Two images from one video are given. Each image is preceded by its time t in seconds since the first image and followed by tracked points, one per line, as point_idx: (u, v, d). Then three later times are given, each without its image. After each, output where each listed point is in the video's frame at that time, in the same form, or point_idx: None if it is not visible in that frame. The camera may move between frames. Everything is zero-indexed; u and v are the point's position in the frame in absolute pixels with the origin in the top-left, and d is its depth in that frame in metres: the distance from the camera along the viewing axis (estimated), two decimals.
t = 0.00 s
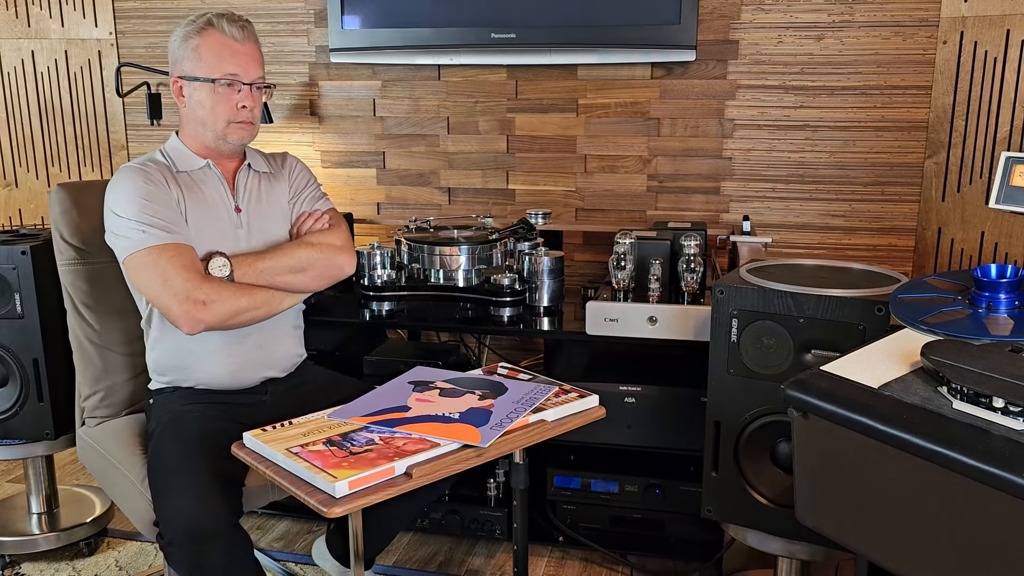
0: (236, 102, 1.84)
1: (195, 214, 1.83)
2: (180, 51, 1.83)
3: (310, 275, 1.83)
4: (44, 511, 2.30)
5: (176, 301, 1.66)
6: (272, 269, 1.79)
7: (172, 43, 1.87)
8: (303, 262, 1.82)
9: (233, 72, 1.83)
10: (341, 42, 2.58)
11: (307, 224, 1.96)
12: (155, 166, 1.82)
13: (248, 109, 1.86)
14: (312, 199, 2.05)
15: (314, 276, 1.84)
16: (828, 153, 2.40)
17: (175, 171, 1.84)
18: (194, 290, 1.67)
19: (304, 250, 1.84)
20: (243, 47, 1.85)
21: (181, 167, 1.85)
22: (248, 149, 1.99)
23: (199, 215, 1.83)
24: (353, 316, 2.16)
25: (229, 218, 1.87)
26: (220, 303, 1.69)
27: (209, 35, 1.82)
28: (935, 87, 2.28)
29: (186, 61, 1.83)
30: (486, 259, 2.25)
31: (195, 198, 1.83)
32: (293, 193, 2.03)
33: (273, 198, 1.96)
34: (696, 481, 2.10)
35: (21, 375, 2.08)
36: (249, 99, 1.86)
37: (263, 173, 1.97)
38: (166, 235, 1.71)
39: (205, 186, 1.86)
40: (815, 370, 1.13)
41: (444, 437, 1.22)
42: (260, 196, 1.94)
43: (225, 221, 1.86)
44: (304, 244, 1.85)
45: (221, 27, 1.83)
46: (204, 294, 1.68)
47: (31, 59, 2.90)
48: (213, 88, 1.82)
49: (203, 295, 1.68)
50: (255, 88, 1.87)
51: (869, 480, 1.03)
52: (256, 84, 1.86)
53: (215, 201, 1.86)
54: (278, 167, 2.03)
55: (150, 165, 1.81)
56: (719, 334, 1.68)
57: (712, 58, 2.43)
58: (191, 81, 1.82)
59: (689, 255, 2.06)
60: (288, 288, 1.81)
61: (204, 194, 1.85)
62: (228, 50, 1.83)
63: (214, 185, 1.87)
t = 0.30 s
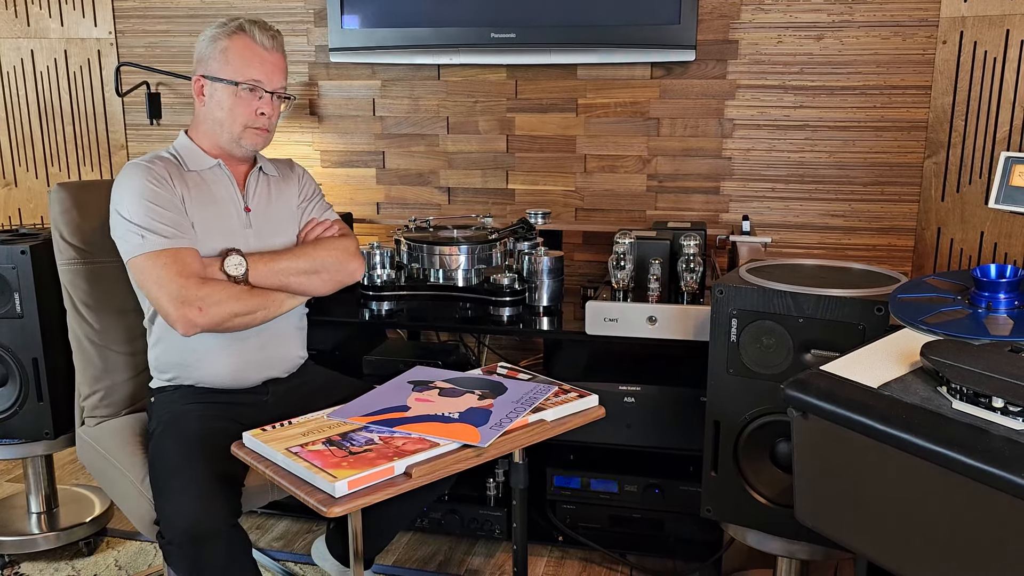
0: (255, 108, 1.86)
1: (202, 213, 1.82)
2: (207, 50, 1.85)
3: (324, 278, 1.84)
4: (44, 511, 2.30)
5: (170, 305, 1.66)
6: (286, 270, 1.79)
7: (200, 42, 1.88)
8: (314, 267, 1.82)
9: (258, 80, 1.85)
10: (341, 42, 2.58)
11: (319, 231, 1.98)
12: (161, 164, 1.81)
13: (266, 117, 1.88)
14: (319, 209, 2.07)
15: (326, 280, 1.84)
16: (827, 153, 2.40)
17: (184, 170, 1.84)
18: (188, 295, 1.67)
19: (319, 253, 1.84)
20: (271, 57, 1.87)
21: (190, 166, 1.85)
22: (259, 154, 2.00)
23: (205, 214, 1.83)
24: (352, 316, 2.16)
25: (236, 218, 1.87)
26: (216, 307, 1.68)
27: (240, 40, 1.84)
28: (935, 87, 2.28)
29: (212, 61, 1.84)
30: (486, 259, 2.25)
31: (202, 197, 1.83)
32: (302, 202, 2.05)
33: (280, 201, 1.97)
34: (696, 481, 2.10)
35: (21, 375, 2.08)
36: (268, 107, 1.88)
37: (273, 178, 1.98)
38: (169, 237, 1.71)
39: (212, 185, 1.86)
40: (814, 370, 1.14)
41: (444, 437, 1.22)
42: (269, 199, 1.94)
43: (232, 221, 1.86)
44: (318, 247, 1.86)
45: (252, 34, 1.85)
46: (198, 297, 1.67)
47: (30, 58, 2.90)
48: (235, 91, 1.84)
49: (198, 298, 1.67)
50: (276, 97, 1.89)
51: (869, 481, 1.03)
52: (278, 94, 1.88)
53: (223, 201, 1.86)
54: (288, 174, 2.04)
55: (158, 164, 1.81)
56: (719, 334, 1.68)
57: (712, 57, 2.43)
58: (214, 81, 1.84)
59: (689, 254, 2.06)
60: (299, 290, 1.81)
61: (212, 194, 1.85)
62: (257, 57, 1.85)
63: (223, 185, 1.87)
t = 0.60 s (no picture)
0: (261, 105, 1.87)
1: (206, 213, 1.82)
2: (217, 49, 1.87)
3: (329, 279, 1.86)
4: (43, 510, 2.30)
5: (175, 304, 1.66)
6: (291, 271, 1.81)
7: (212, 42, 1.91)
8: (319, 269, 1.85)
9: (265, 77, 1.87)
10: (341, 42, 2.58)
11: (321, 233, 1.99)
12: (164, 164, 1.81)
13: (271, 115, 1.89)
14: (322, 213, 2.08)
15: (330, 281, 1.86)
16: (827, 153, 2.40)
17: (189, 169, 1.84)
18: (193, 293, 1.67)
19: (324, 256, 1.87)
20: (281, 59, 1.90)
21: (195, 165, 1.85)
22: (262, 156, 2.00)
23: (210, 214, 1.83)
24: (352, 316, 2.16)
25: (240, 218, 1.87)
26: (220, 307, 1.68)
27: (250, 39, 1.87)
28: (935, 87, 2.28)
29: (221, 58, 1.86)
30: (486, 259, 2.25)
31: (207, 197, 1.83)
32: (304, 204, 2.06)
33: (284, 202, 1.97)
34: (696, 481, 2.10)
35: (20, 375, 2.08)
36: (274, 105, 1.89)
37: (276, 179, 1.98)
38: (174, 237, 1.71)
39: (217, 185, 1.85)
40: (814, 370, 1.14)
41: (443, 436, 1.22)
42: (272, 200, 1.94)
43: (236, 220, 1.86)
44: (323, 249, 1.88)
45: (264, 36, 1.88)
46: (203, 296, 1.67)
47: (30, 58, 2.90)
48: (242, 86, 1.85)
49: (202, 297, 1.67)
50: (282, 97, 1.90)
51: (869, 481, 1.03)
52: (285, 94, 1.90)
53: (228, 201, 1.86)
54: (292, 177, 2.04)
55: (162, 163, 1.81)
56: (719, 334, 1.68)
57: (712, 57, 2.43)
58: (222, 76, 1.85)
59: (689, 254, 2.06)
60: (304, 290, 1.83)
61: (216, 193, 1.85)
62: (266, 56, 1.87)
63: (227, 185, 1.87)
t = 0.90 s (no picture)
0: (259, 103, 1.87)
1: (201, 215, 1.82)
2: (214, 49, 1.88)
3: (321, 283, 1.86)
4: (43, 510, 2.30)
5: (164, 305, 1.66)
6: (282, 274, 1.81)
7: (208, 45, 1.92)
8: (311, 273, 1.85)
9: (262, 74, 1.87)
10: (341, 42, 2.58)
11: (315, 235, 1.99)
12: (160, 167, 1.81)
13: (268, 112, 1.89)
14: (319, 216, 2.08)
15: (322, 284, 1.87)
16: (827, 153, 2.40)
17: (184, 172, 1.84)
18: (181, 295, 1.67)
19: (316, 259, 1.87)
20: (277, 58, 1.90)
21: (190, 168, 1.84)
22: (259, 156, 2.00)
23: (205, 216, 1.82)
24: (352, 316, 2.16)
25: (235, 220, 1.87)
26: (209, 309, 1.68)
27: (246, 38, 1.88)
28: (935, 87, 2.28)
29: (218, 58, 1.87)
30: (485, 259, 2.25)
31: (201, 199, 1.83)
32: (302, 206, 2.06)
33: (280, 203, 1.97)
34: (696, 480, 2.10)
35: (20, 375, 2.08)
36: (271, 102, 1.89)
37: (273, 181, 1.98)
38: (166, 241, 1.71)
39: (212, 188, 1.85)
40: (814, 370, 1.14)
41: (443, 436, 1.22)
42: (268, 202, 1.94)
43: (232, 223, 1.86)
44: (315, 253, 1.88)
45: (260, 36, 1.89)
46: (192, 298, 1.67)
47: (30, 57, 2.90)
48: (239, 84, 1.85)
49: (192, 299, 1.67)
50: (279, 95, 1.91)
51: (869, 481, 1.03)
52: (281, 91, 1.91)
53: (223, 203, 1.86)
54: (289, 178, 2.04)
55: (156, 166, 1.81)
56: (719, 334, 1.68)
57: (712, 57, 2.43)
58: (219, 76, 1.85)
59: (689, 254, 2.06)
60: (295, 293, 1.83)
61: (211, 196, 1.85)
62: (262, 53, 1.88)
63: (223, 187, 1.87)
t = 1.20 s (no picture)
0: (255, 102, 1.87)
1: (204, 217, 1.82)
2: (207, 51, 1.88)
3: (325, 283, 1.87)
4: (43, 510, 2.30)
5: (170, 309, 1.66)
6: (286, 275, 1.81)
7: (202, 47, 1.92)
8: (315, 273, 1.85)
9: (256, 73, 1.87)
10: (341, 41, 2.58)
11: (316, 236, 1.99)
12: (160, 168, 1.81)
13: (265, 110, 1.89)
14: (319, 216, 2.08)
15: (326, 284, 1.87)
16: (826, 153, 2.40)
17: (185, 174, 1.84)
18: (187, 298, 1.67)
19: (320, 259, 1.87)
20: (272, 56, 1.90)
21: (191, 170, 1.84)
22: (257, 156, 2.00)
23: (207, 218, 1.82)
24: (352, 315, 2.16)
25: (237, 221, 1.87)
26: (214, 311, 1.69)
27: (239, 38, 1.88)
28: (934, 87, 2.28)
29: (212, 59, 1.87)
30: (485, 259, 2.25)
31: (203, 201, 1.83)
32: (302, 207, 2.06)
33: (280, 204, 1.97)
34: (695, 480, 2.10)
35: (20, 375, 2.08)
36: (267, 100, 1.89)
37: (273, 180, 1.98)
38: (169, 242, 1.71)
39: (214, 190, 1.85)
40: (814, 370, 1.14)
41: (443, 436, 1.22)
42: (268, 202, 1.94)
43: (234, 225, 1.86)
44: (319, 253, 1.88)
45: (252, 35, 1.89)
46: (198, 301, 1.67)
47: (29, 57, 2.90)
48: (234, 84, 1.85)
49: (198, 301, 1.68)
50: (274, 93, 1.91)
51: (868, 481, 1.03)
52: (277, 89, 1.91)
53: (225, 204, 1.86)
54: (288, 179, 2.04)
55: (158, 169, 1.80)
56: (719, 334, 1.68)
57: (712, 57, 2.43)
58: (214, 76, 1.85)
59: (688, 254, 2.07)
60: (300, 294, 1.84)
61: (213, 197, 1.85)
62: (255, 52, 1.88)
63: (224, 189, 1.86)
